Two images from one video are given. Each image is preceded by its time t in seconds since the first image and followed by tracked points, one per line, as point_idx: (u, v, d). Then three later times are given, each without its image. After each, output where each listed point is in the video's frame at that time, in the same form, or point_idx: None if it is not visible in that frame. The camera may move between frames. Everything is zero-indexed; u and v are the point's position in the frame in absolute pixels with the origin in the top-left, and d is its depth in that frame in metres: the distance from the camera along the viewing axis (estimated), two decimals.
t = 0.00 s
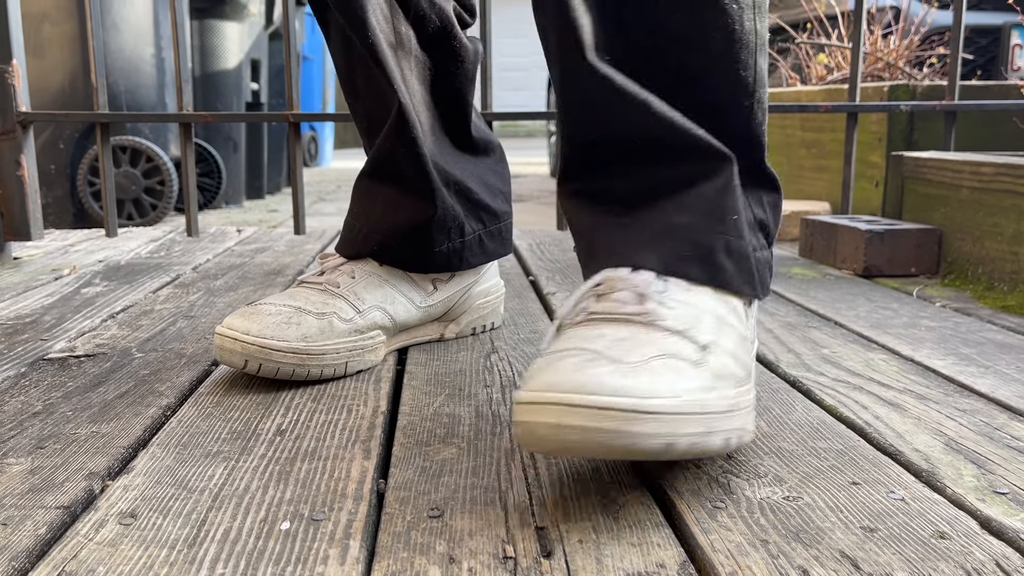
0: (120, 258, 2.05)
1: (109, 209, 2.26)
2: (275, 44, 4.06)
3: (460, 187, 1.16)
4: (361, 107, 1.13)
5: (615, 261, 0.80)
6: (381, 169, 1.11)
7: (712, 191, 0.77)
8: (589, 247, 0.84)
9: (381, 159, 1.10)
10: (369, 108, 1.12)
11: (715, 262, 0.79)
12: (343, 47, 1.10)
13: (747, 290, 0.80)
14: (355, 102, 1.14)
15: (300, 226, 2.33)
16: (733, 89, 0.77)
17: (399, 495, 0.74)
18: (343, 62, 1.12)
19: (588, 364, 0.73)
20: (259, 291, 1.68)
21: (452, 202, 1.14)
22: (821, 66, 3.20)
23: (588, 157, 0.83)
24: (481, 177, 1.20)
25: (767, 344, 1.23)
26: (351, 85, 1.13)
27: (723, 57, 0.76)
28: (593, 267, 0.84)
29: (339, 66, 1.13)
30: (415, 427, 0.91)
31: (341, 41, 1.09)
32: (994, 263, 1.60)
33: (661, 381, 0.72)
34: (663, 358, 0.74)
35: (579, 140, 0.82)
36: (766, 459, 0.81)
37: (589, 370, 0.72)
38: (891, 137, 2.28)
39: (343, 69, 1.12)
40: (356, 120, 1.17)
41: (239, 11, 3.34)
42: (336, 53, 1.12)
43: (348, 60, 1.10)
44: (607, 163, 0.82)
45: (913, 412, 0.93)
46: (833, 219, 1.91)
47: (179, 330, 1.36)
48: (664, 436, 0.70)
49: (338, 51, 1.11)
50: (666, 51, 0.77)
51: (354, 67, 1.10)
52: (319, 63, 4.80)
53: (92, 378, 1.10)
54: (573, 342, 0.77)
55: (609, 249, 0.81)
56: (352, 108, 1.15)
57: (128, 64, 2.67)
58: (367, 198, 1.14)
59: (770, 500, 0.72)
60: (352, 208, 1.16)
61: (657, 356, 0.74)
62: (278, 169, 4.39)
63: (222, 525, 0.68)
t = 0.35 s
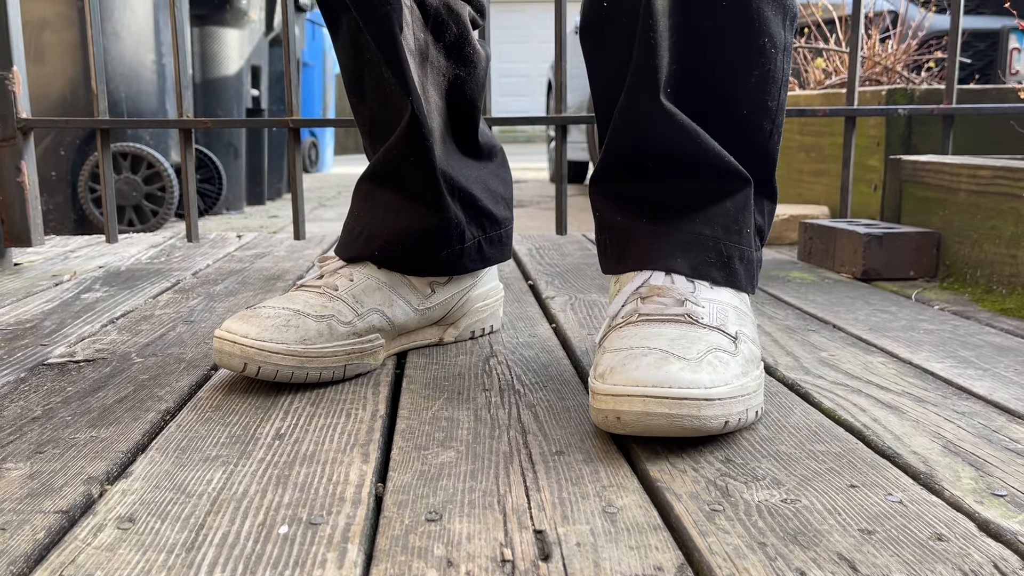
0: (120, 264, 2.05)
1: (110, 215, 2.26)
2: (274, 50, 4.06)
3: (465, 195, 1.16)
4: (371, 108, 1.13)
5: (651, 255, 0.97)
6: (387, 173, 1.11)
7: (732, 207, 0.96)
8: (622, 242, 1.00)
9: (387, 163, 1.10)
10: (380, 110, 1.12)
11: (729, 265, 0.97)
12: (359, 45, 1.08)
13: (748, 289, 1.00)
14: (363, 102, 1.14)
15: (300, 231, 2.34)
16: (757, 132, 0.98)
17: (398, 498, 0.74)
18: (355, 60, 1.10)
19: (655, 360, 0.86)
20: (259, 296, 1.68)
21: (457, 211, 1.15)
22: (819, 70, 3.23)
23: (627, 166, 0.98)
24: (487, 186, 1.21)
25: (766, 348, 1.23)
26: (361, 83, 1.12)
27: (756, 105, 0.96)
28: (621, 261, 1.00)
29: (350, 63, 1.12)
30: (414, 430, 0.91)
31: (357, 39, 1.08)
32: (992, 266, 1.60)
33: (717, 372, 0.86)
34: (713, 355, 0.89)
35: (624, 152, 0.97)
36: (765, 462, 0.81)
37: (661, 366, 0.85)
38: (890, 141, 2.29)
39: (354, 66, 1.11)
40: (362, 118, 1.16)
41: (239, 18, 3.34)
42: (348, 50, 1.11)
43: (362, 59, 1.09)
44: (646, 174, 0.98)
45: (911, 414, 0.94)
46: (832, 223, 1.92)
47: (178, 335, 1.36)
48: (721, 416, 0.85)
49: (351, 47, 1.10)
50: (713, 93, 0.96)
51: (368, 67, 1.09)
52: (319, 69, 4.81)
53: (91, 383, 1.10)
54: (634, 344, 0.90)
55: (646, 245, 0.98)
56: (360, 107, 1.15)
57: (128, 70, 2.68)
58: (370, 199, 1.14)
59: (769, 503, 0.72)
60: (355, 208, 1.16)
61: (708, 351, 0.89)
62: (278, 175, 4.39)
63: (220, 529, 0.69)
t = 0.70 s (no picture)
0: (119, 267, 2.05)
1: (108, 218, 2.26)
2: (274, 53, 4.07)
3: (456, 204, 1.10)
4: (340, 108, 1.04)
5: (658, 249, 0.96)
6: (379, 168, 1.03)
7: (742, 206, 0.96)
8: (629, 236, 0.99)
9: (386, 159, 1.02)
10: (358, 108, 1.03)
11: (736, 263, 0.97)
12: (331, 38, 1.00)
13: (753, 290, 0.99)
14: (326, 105, 1.04)
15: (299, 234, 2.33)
16: (773, 135, 0.98)
17: (397, 499, 0.73)
18: (321, 57, 1.02)
19: (658, 355, 0.86)
20: (258, 297, 1.68)
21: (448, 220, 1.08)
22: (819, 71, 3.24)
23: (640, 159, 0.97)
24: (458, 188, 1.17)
25: (767, 348, 1.23)
26: (325, 83, 1.03)
27: (773, 107, 0.96)
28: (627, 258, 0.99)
29: (309, 62, 1.03)
30: (413, 431, 0.91)
31: (330, 32, 1.00)
32: (993, 267, 1.60)
33: (722, 369, 0.86)
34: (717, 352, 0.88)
35: (639, 144, 0.96)
36: (767, 462, 0.80)
37: (667, 361, 0.85)
38: (890, 142, 2.29)
39: (319, 66, 1.02)
40: (319, 126, 1.05)
41: (239, 21, 3.35)
42: (310, 47, 1.02)
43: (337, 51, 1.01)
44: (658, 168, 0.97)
45: (914, 414, 0.93)
46: (832, 224, 1.91)
47: (177, 337, 1.36)
48: (725, 412, 0.84)
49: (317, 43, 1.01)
50: (735, 91, 0.96)
51: (347, 61, 1.01)
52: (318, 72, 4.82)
53: (89, 385, 1.10)
54: (638, 340, 0.90)
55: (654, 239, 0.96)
56: (321, 112, 1.04)
57: (128, 74, 2.67)
58: (356, 202, 1.03)
59: (771, 503, 0.71)
60: (331, 215, 1.03)
61: (713, 348, 0.88)
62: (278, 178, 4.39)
63: (218, 531, 0.68)
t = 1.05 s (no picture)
0: (116, 269, 2.04)
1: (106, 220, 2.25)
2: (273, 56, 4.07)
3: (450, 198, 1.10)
4: (327, 112, 1.04)
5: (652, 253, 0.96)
6: (368, 165, 1.03)
7: (734, 206, 0.96)
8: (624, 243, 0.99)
9: (375, 155, 1.02)
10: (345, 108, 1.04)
11: (731, 263, 0.97)
12: (312, 43, 1.01)
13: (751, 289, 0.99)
14: (312, 108, 1.05)
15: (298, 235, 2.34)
16: (759, 133, 0.98)
17: (393, 501, 0.73)
18: (303, 61, 1.02)
19: (655, 359, 0.86)
20: (256, 300, 1.68)
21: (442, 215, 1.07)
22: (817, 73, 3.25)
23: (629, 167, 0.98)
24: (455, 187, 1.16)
25: (765, 350, 1.23)
26: (310, 86, 1.04)
27: (757, 107, 0.96)
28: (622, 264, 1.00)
29: (294, 69, 1.04)
30: (410, 433, 0.90)
31: (310, 35, 1.01)
32: (992, 268, 1.60)
33: (719, 373, 0.86)
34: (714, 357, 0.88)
35: (627, 152, 0.96)
36: (764, 464, 0.80)
37: (662, 365, 0.85)
38: (888, 143, 2.29)
39: (302, 72, 1.03)
40: (307, 131, 1.06)
41: (237, 23, 3.35)
42: (293, 52, 1.03)
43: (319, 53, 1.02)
44: (649, 176, 0.98)
45: (912, 416, 0.93)
46: (831, 225, 1.91)
47: (174, 339, 1.36)
48: (722, 417, 0.84)
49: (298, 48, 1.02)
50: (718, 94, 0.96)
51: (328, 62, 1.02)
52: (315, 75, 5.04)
53: (85, 387, 1.10)
54: (635, 344, 0.89)
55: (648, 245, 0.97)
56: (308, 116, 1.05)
57: (126, 76, 2.67)
58: (347, 199, 1.03)
59: (768, 505, 0.71)
60: (323, 214, 1.03)
61: (711, 352, 0.88)
62: (276, 181, 4.39)
63: (213, 533, 0.68)
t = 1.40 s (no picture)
0: (116, 272, 2.05)
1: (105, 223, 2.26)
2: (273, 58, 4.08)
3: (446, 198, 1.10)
4: (320, 117, 1.05)
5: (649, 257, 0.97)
6: (361, 168, 1.03)
7: (730, 210, 0.97)
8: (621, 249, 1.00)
9: (367, 158, 1.02)
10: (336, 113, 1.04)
11: (729, 268, 0.97)
12: (302, 48, 1.02)
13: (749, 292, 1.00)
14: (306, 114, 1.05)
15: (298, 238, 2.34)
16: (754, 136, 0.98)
17: (392, 505, 0.73)
18: (295, 66, 1.03)
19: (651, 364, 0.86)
20: (256, 302, 1.68)
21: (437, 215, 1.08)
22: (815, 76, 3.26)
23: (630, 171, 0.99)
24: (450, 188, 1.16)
25: (763, 353, 1.23)
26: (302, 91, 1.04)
27: (754, 107, 0.97)
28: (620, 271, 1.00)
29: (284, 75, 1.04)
30: (409, 437, 0.91)
31: (298, 41, 1.02)
32: (989, 271, 1.60)
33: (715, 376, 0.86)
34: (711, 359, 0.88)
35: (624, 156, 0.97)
36: (762, 467, 0.80)
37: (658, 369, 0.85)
38: (887, 146, 2.29)
39: (293, 77, 1.04)
40: (303, 135, 1.07)
41: (237, 26, 3.35)
42: (283, 59, 1.04)
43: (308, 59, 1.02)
44: (648, 179, 0.98)
45: (909, 419, 0.93)
46: (829, 228, 1.92)
47: (174, 341, 1.36)
48: (720, 421, 0.84)
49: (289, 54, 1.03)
50: (713, 97, 0.96)
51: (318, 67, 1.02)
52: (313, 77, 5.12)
53: (85, 391, 1.10)
54: (632, 348, 0.89)
55: (642, 248, 0.97)
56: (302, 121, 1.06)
57: (126, 78, 2.68)
58: (342, 204, 1.04)
59: (765, 509, 0.71)
60: (318, 219, 1.04)
61: (708, 357, 0.88)
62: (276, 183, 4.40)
63: (213, 537, 0.68)
